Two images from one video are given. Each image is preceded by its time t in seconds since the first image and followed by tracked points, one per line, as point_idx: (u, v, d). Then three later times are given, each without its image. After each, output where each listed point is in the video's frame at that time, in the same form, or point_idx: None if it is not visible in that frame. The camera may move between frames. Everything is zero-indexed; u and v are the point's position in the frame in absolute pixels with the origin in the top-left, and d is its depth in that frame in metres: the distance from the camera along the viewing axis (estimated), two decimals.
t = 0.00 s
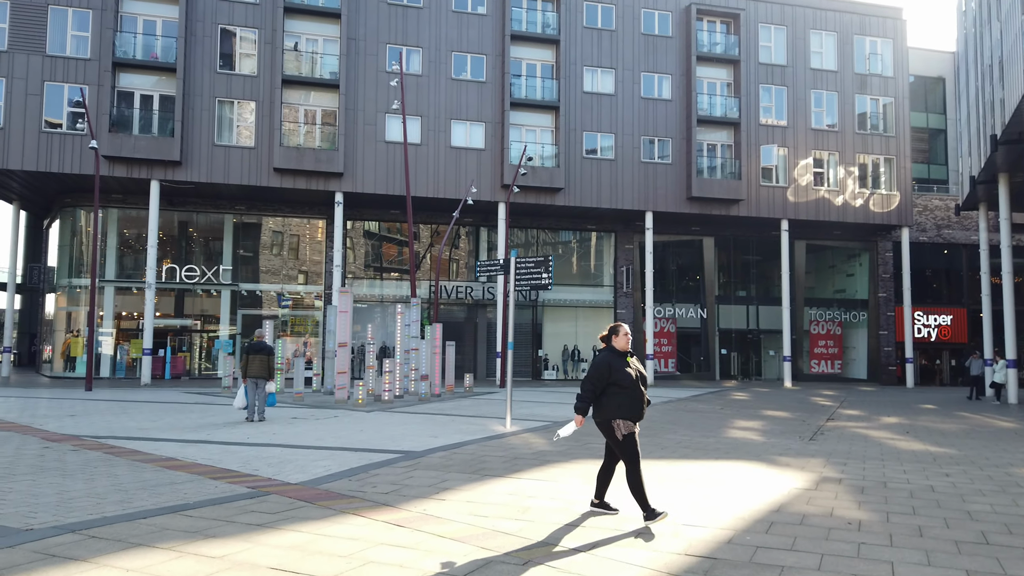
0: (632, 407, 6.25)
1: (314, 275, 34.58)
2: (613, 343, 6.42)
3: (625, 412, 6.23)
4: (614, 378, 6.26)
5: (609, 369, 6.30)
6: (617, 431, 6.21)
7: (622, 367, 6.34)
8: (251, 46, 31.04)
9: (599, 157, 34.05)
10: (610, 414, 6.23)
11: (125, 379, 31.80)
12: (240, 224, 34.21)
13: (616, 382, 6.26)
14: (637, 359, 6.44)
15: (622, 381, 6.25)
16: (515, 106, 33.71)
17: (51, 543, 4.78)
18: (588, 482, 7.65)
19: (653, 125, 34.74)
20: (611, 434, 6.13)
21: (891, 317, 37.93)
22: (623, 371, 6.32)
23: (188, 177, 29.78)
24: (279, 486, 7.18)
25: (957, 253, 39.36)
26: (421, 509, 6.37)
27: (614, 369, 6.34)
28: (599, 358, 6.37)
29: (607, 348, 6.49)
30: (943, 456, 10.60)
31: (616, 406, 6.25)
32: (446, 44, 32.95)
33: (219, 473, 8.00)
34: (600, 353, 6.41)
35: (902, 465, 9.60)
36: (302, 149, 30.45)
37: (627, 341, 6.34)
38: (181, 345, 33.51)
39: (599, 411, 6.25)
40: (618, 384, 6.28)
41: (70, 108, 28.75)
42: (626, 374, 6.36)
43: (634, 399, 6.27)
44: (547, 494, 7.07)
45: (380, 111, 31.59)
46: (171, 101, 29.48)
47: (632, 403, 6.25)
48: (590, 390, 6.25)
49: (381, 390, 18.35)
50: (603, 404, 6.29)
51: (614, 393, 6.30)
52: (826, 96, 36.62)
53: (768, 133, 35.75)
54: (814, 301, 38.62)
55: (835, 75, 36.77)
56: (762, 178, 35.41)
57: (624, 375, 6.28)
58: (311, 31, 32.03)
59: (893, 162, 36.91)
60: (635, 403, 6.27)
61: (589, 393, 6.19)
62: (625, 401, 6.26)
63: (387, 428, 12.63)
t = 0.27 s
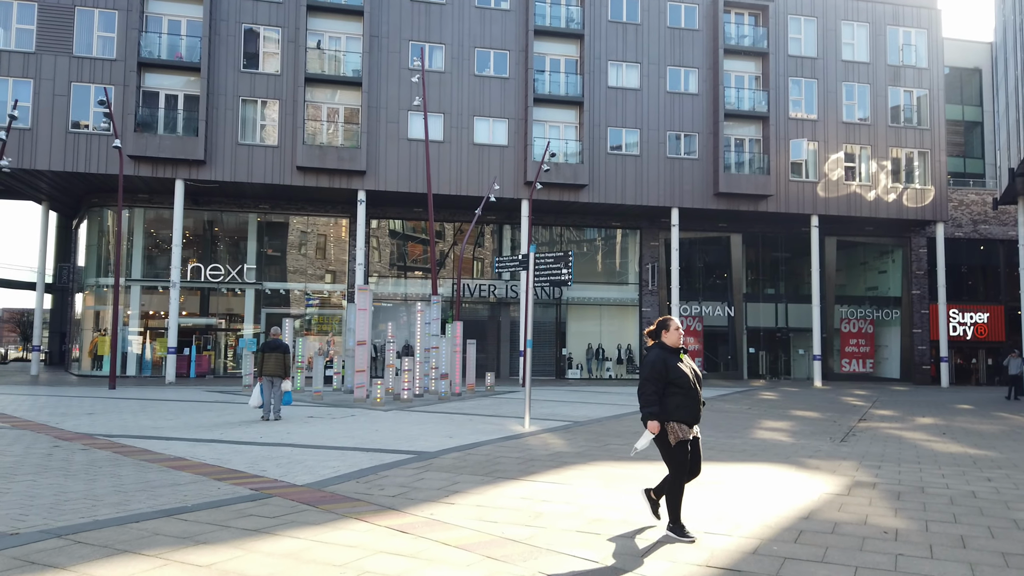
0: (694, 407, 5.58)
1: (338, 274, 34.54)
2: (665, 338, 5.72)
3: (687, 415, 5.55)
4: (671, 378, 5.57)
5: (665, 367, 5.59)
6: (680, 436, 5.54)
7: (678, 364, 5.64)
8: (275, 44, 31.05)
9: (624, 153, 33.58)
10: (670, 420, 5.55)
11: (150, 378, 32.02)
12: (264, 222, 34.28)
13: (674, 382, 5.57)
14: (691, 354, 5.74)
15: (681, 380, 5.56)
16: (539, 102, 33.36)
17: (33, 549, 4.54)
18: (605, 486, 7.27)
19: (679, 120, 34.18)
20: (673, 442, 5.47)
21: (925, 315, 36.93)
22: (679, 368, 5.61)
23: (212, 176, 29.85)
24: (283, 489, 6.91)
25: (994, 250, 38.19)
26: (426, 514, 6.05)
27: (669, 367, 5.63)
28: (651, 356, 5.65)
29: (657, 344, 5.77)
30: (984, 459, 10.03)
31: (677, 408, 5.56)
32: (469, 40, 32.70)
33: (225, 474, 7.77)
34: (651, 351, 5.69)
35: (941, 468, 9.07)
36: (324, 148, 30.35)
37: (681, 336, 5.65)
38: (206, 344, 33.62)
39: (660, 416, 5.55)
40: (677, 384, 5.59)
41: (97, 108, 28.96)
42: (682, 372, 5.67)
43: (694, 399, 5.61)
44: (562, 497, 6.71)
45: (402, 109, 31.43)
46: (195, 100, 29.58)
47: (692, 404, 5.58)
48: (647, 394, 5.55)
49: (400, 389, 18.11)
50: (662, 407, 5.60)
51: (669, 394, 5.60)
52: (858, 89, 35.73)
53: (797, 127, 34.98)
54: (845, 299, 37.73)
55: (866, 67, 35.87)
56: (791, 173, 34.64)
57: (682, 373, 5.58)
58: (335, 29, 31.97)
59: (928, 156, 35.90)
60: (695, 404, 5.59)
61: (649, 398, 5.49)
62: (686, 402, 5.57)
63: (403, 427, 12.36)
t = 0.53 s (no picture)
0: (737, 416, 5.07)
1: (339, 273, 34.24)
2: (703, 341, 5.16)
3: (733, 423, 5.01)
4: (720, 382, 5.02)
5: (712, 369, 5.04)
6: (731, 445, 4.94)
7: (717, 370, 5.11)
8: (275, 41, 30.75)
9: (628, 150, 33.17)
10: (724, 426, 4.93)
11: (150, 378, 31.79)
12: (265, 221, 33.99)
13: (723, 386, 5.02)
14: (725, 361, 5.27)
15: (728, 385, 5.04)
16: (542, 98, 32.98)
17: None
18: (602, 495, 6.91)
19: (684, 117, 33.77)
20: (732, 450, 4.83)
21: (934, 314, 36.45)
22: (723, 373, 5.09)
23: (212, 174, 29.57)
24: (263, 498, 6.58)
25: (1004, 247, 37.62)
26: (410, 527, 5.70)
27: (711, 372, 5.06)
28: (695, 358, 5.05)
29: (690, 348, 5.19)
30: (1000, 465, 9.63)
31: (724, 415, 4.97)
32: (472, 36, 32.34)
33: (206, 482, 7.45)
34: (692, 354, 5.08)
35: (955, 475, 8.68)
36: (325, 146, 30.01)
37: (722, 339, 5.17)
38: (206, 344, 33.36)
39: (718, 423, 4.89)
40: (725, 388, 5.03)
41: (96, 106, 28.71)
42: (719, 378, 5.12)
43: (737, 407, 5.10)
44: (556, 508, 6.36)
45: (404, 106, 31.08)
46: (195, 98, 29.30)
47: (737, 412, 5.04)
48: (705, 397, 4.88)
49: (399, 390, 17.77)
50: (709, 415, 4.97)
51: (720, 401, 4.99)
52: (866, 85, 35.24)
53: (804, 123, 34.52)
54: (852, 297, 37.24)
55: (874, 63, 35.38)
56: (798, 170, 34.19)
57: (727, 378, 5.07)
58: (335, 25, 31.67)
59: (937, 152, 35.36)
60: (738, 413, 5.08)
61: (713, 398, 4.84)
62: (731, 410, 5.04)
63: (397, 430, 12.03)
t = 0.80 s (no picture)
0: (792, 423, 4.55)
1: (338, 271, 33.91)
2: (752, 337, 4.69)
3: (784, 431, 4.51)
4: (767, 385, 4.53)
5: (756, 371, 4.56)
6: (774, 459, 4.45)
7: (771, 367, 4.61)
8: (272, 35, 30.41)
9: (630, 145, 32.79)
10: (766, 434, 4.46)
11: (147, 377, 31.50)
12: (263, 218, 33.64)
13: (772, 389, 4.52)
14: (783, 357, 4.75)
15: (780, 387, 4.51)
16: (542, 94, 32.60)
17: None
18: (595, 498, 6.55)
19: (686, 112, 33.39)
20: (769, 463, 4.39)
21: (939, 311, 36.03)
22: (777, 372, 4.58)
23: (208, 170, 29.25)
24: (238, 502, 6.24)
25: (1010, 244, 37.16)
26: (389, 534, 5.36)
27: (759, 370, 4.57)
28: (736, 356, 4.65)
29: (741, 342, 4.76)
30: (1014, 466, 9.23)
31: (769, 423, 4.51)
32: (471, 31, 31.98)
33: (182, 484, 7.12)
34: (736, 351, 4.65)
35: (968, 477, 8.29)
36: (322, 141, 29.64)
37: (776, 334, 4.65)
38: (204, 342, 33.04)
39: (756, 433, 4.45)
40: (773, 390, 4.52)
41: (91, 102, 28.38)
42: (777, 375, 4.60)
43: (796, 409, 4.57)
44: (547, 512, 6.01)
45: (402, 101, 30.72)
46: (191, 93, 28.97)
47: (788, 416, 4.51)
48: (739, 404, 4.46)
49: (394, 388, 17.43)
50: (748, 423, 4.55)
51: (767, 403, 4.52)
52: (871, 80, 34.81)
53: (808, 119, 34.09)
54: (857, 295, 36.80)
55: (879, 57, 34.94)
56: (802, 166, 33.78)
57: (779, 378, 4.55)
58: (333, 20, 31.31)
59: (943, 148, 34.91)
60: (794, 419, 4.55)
61: (744, 409, 4.42)
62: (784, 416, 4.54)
63: (389, 430, 11.67)
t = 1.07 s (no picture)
0: (837, 445, 4.02)
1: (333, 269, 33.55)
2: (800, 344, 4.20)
3: (826, 455, 3.99)
4: (807, 402, 4.01)
5: (795, 385, 4.05)
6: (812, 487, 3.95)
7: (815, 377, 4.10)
8: (265, 30, 30.02)
9: (627, 142, 32.43)
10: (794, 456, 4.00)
11: (139, 376, 31.15)
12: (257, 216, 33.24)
13: (813, 407, 4.00)
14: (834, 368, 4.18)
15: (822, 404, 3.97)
16: (539, 90, 32.23)
17: None
18: (582, 509, 6.19)
19: (684, 109, 33.02)
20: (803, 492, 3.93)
21: (940, 310, 35.72)
22: (824, 387, 4.05)
23: (200, 167, 28.88)
24: (201, 517, 5.87)
25: (1011, 242, 36.79)
26: (356, 553, 4.99)
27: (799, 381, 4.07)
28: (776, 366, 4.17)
29: (785, 350, 4.28)
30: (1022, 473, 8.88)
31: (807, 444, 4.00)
32: (467, 26, 31.60)
33: (147, 496, 6.75)
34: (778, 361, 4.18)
35: (974, 486, 7.94)
36: (316, 138, 29.26)
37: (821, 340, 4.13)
38: (196, 341, 32.66)
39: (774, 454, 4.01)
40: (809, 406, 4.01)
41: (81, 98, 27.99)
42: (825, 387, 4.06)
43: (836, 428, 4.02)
44: (528, 528, 5.63)
45: (397, 97, 30.34)
46: (183, 89, 28.58)
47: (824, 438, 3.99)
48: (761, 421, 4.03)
49: (384, 389, 17.06)
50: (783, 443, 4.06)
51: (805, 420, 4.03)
52: (871, 76, 34.44)
53: (808, 116, 33.72)
54: (857, 293, 36.40)
55: (880, 53, 34.57)
56: (801, 163, 33.40)
57: (825, 396, 4.01)
58: (327, 14, 30.94)
59: (944, 145, 34.55)
60: (842, 442, 4.02)
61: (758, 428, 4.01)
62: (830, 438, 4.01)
63: (375, 433, 11.32)
